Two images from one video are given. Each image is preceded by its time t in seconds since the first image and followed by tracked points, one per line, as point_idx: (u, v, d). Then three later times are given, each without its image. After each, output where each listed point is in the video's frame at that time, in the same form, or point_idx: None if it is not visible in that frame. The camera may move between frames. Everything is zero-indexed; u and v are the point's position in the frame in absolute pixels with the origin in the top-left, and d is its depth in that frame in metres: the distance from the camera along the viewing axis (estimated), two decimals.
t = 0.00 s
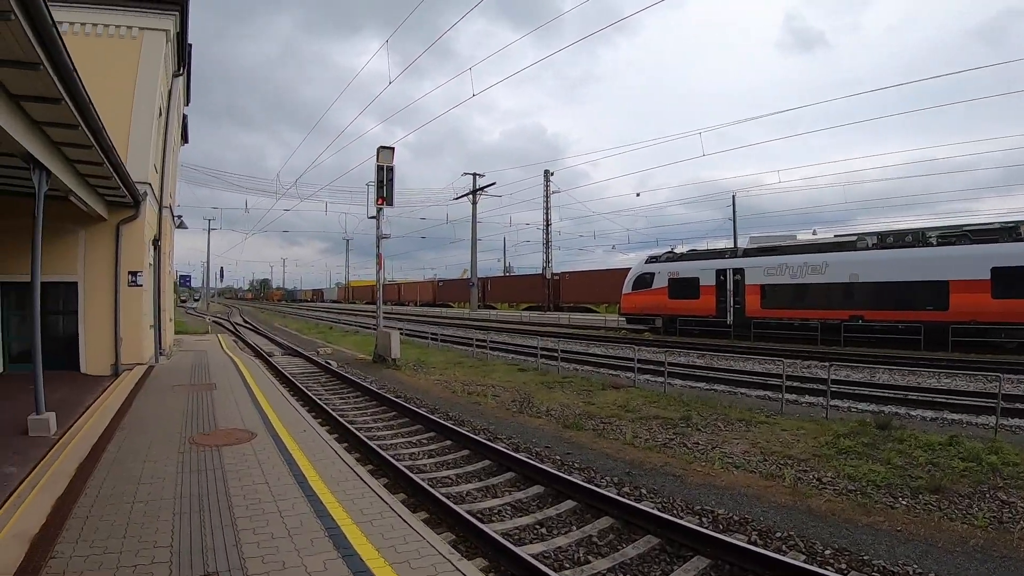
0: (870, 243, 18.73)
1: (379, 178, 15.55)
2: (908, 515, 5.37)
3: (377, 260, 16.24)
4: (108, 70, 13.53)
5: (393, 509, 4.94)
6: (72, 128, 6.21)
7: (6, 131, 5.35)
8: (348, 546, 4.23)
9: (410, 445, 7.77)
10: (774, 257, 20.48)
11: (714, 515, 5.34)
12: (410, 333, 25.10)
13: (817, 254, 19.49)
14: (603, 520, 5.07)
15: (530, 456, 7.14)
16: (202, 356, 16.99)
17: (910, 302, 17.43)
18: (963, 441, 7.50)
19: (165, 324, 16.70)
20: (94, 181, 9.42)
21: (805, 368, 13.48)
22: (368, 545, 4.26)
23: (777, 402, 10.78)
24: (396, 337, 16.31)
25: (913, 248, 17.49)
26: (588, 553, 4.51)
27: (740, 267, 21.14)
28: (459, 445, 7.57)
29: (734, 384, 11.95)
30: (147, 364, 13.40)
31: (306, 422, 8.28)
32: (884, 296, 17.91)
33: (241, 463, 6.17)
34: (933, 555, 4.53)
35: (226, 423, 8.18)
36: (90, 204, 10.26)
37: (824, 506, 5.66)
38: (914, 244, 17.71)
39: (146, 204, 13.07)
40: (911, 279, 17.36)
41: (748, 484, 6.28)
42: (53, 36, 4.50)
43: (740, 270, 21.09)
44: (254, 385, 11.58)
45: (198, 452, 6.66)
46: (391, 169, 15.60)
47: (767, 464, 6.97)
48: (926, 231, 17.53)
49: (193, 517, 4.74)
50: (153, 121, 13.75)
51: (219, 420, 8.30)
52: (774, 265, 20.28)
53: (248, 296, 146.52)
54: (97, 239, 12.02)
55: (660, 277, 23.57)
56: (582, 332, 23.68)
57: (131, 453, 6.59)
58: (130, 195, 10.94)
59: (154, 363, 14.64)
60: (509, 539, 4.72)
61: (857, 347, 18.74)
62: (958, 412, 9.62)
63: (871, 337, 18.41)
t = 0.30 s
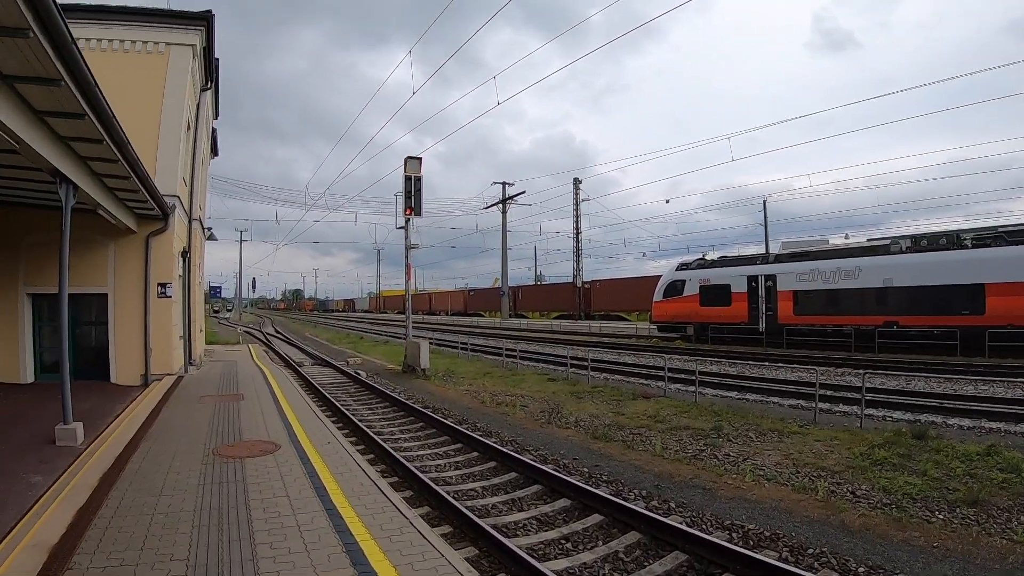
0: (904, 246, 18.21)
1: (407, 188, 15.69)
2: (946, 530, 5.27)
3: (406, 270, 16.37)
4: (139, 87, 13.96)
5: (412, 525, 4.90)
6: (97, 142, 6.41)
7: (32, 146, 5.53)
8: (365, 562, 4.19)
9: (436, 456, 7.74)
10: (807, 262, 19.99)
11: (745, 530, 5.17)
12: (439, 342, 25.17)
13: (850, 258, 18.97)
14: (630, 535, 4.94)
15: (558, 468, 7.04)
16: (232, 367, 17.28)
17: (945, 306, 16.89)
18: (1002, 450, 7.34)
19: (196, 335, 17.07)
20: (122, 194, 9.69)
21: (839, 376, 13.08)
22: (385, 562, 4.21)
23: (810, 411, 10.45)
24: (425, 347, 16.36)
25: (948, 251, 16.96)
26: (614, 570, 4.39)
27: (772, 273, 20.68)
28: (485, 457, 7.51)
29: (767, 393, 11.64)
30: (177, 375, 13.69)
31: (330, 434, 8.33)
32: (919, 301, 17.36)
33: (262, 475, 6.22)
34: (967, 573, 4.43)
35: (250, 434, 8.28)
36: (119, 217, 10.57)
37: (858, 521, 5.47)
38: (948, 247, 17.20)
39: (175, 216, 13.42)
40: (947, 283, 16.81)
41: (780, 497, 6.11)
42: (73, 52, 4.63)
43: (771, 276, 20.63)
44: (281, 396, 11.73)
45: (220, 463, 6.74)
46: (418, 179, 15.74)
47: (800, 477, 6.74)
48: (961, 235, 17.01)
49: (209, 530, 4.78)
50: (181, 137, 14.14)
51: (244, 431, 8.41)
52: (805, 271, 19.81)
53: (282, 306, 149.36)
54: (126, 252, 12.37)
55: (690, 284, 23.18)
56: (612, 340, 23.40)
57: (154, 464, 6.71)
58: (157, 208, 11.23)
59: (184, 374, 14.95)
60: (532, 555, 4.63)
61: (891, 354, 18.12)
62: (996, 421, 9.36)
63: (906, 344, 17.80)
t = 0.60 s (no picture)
0: (917, 253, 17.87)
1: (418, 195, 15.75)
2: (958, 544, 5.14)
3: (416, 277, 16.41)
4: (152, 95, 14.18)
5: (415, 535, 4.87)
6: (107, 149, 6.50)
7: (41, 152, 5.62)
8: (364, 572, 4.16)
9: (443, 464, 7.72)
10: (819, 270, 19.78)
11: (752, 543, 5.09)
12: (450, 349, 25.16)
13: (863, 266, 18.75)
14: (636, 546, 4.89)
15: (565, 477, 6.98)
16: (242, 372, 17.42)
17: (959, 314, 16.63)
18: (1016, 461, 7.19)
19: (206, 341, 17.20)
20: (133, 200, 9.82)
21: (851, 385, 12.89)
22: (384, 572, 4.18)
23: (822, 420, 10.29)
24: (435, 354, 16.36)
25: (963, 259, 16.72)
26: None
27: (784, 281, 20.47)
28: (492, 466, 7.48)
29: (778, 402, 11.48)
30: (187, 380, 13.80)
31: (336, 441, 8.33)
32: (932, 309, 17.10)
33: (266, 482, 6.23)
34: None
35: (257, 440, 8.31)
36: (130, 222, 10.70)
37: (868, 533, 5.36)
38: (962, 254, 16.94)
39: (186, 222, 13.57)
40: (961, 291, 16.57)
41: (789, 508, 6.01)
42: (79, 59, 4.70)
43: (783, 283, 20.43)
44: (289, 402, 11.77)
45: (225, 469, 6.77)
46: (428, 186, 15.80)
47: (809, 488, 6.63)
48: (976, 242, 16.75)
49: (210, 536, 4.79)
50: (193, 144, 14.32)
51: (250, 437, 8.45)
52: (817, 278, 19.59)
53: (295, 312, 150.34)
54: (137, 258, 12.52)
55: (702, 292, 23.01)
56: (623, 348, 23.24)
57: (159, 470, 6.75)
58: (167, 214, 11.35)
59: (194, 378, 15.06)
60: (535, 566, 4.58)
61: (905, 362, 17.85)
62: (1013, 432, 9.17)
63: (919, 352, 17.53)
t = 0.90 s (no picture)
0: (920, 261, 17.84)
1: (421, 204, 15.79)
2: (962, 554, 5.08)
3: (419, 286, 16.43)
4: (156, 103, 14.28)
5: (415, 546, 4.83)
6: (110, 156, 6.53)
7: (43, 159, 5.65)
8: None
9: (445, 474, 7.69)
10: (821, 278, 19.73)
11: (756, 554, 5.04)
12: (452, 358, 25.11)
13: (866, 274, 18.70)
14: (639, 557, 4.85)
15: (567, 488, 6.94)
16: (244, 380, 17.42)
17: (962, 322, 16.54)
18: (1021, 470, 7.11)
19: (209, 348, 17.22)
20: (136, 207, 9.86)
21: (854, 394, 12.81)
22: None
23: (825, 430, 10.22)
24: (437, 363, 16.33)
25: (966, 266, 16.66)
26: None
27: (787, 289, 20.43)
28: (495, 475, 7.44)
29: (782, 412, 11.41)
30: (189, 388, 13.80)
31: (338, 450, 8.31)
32: (936, 317, 17.03)
33: (267, 491, 6.21)
34: None
35: (258, 449, 8.29)
36: (133, 230, 10.75)
37: (872, 544, 5.31)
38: (966, 262, 16.88)
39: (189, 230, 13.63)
40: (964, 299, 16.49)
41: (792, 519, 5.96)
42: (83, 67, 4.75)
43: (786, 292, 20.39)
44: (291, 411, 11.76)
45: (226, 478, 6.75)
46: (431, 195, 15.84)
47: (813, 498, 6.57)
48: (979, 250, 16.69)
49: (210, 545, 4.77)
50: (197, 153, 14.39)
51: (252, 446, 8.43)
52: (820, 286, 19.54)
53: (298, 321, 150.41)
54: (140, 265, 12.57)
55: (705, 301, 22.97)
56: (626, 357, 23.17)
57: (160, 478, 6.74)
58: (170, 222, 11.40)
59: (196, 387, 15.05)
60: None
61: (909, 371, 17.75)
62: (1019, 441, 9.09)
63: (923, 361, 17.43)
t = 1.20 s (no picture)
0: (918, 268, 17.89)
1: (419, 211, 15.81)
2: (962, 560, 5.07)
3: (417, 292, 16.43)
4: (155, 109, 14.31)
5: (412, 554, 4.81)
6: (109, 161, 6.55)
7: (42, 163, 5.65)
8: None
9: (443, 481, 7.67)
10: (820, 285, 19.77)
11: (755, 562, 5.02)
12: (451, 365, 25.06)
13: (864, 281, 18.75)
14: (637, 565, 4.83)
15: (566, 495, 6.91)
16: (242, 387, 17.37)
17: (961, 329, 16.56)
18: (1021, 476, 7.11)
19: (206, 354, 17.17)
20: (135, 213, 9.86)
21: (854, 401, 12.79)
22: None
23: (824, 437, 10.21)
24: (436, 369, 16.31)
25: (964, 272, 16.71)
26: None
27: (785, 296, 20.47)
28: (493, 483, 7.42)
29: (781, 419, 11.40)
30: (186, 394, 13.75)
31: (335, 457, 8.28)
32: (934, 323, 17.06)
33: (264, 498, 6.18)
34: None
35: (255, 455, 8.26)
36: (131, 235, 10.74)
37: (872, 551, 5.29)
38: (964, 268, 16.93)
39: (188, 236, 13.63)
40: (962, 305, 16.53)
41: (791, 526, 5.94)
42: (82, 72, 4.77)
43: (784, 299, 20.41)
44: (289, 417, 11.72)
45: (223, 485, 6.72)
46: (430, 202, 15.88)
47: (812, 505, 6.55)
48: (976, 256, 16.76)
49: (207, 552, 4.74)
50: (196, 158, 14.41)
51: (249, 453, 8.39)
52: (818, 293, 19.58)
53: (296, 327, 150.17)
54: (139, 271, 12.56)
55: (703, 308, 22.99)
56: (625, 364, 23.14)
57: (157, 484, 6.71)
58: (168, 227, 11.40)
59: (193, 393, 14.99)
60: None
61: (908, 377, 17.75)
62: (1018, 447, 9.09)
63: (922, 367, 17.45)
